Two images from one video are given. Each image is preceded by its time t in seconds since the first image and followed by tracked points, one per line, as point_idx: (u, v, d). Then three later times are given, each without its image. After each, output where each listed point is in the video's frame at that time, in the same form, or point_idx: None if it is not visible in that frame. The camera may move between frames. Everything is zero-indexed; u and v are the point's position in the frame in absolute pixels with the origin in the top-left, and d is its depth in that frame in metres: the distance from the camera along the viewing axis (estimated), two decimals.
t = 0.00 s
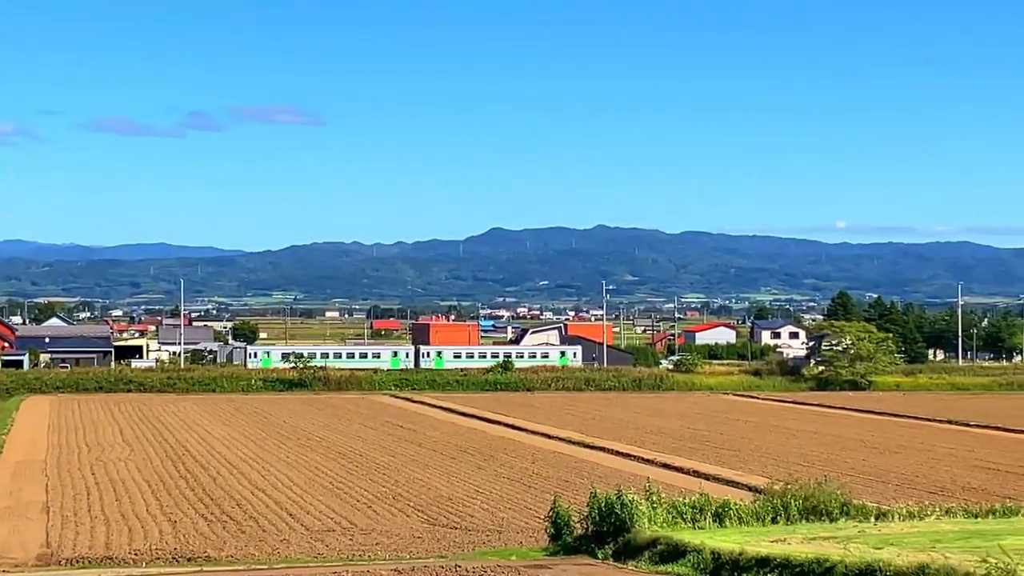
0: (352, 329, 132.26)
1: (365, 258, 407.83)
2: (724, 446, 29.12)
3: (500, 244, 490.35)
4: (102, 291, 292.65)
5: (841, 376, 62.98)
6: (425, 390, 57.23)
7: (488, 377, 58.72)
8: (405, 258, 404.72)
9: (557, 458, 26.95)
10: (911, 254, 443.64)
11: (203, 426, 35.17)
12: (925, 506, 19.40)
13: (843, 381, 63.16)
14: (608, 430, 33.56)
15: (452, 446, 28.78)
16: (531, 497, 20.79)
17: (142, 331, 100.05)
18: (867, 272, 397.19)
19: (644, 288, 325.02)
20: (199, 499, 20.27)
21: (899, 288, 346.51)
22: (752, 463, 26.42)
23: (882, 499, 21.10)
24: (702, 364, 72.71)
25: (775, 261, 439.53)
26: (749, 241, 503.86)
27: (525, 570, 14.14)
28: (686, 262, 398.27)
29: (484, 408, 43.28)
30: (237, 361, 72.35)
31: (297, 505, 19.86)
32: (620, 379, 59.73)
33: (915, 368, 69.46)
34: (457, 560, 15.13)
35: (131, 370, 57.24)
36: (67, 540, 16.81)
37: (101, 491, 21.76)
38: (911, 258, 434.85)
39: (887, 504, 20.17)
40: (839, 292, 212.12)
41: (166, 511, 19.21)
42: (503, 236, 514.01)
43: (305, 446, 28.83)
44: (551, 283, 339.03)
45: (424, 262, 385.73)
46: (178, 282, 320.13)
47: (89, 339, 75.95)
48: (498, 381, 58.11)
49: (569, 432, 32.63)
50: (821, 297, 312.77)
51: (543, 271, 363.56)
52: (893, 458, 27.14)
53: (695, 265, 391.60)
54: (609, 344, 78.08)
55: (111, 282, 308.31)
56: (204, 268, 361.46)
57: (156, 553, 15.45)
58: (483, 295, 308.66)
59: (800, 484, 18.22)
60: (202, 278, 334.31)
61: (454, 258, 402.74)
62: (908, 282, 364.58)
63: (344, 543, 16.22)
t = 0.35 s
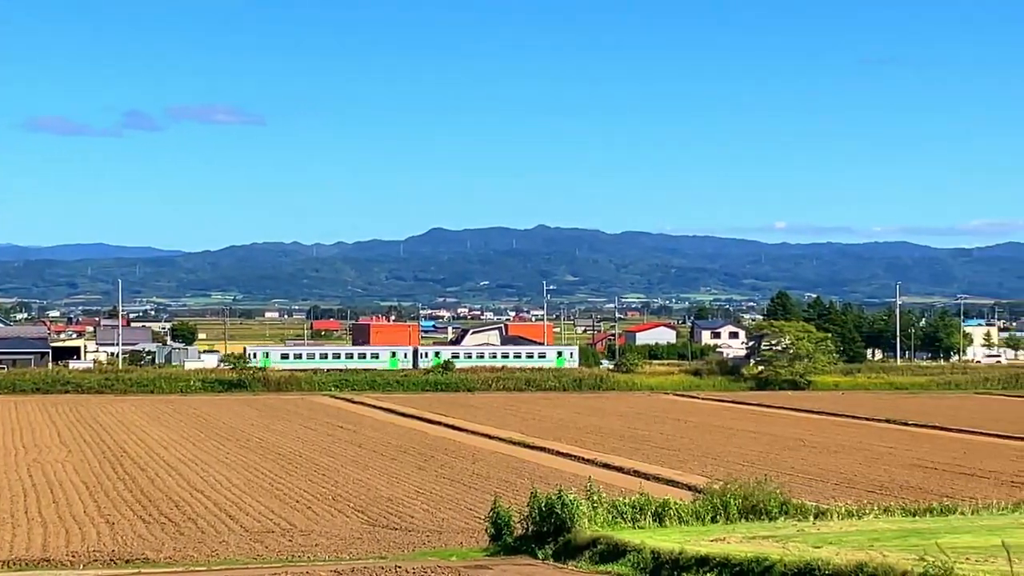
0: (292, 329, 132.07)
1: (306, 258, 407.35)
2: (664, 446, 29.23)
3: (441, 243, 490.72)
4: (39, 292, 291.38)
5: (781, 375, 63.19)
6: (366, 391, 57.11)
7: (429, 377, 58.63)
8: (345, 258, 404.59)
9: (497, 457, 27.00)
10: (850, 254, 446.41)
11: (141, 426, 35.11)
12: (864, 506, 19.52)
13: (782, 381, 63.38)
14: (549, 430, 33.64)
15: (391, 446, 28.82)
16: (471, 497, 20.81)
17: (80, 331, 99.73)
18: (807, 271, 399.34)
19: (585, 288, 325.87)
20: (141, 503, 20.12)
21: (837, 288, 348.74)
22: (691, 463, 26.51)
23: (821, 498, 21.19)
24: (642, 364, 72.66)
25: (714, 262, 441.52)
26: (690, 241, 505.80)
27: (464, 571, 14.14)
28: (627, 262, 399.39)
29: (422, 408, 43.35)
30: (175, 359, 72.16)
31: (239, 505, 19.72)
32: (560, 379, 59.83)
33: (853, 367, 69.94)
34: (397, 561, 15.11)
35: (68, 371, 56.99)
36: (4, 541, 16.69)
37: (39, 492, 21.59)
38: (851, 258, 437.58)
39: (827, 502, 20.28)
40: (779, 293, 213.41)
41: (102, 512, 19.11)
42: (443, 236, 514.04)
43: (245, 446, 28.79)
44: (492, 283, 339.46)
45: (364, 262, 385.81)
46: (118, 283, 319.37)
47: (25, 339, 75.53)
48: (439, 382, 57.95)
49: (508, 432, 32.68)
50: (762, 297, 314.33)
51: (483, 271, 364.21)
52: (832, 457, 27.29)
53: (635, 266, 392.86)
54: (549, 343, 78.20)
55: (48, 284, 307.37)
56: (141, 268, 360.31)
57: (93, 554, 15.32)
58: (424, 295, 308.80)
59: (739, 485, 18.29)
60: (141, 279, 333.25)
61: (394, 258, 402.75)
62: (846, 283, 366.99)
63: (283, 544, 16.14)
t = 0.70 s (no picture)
0: (229, 330, 131.71)
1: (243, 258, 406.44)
2: (600, 446, 29.31)
3: (380, 242, 490.51)
4: None
5: (719, 374, 63.31)
6: (303, 391, 56.95)
7: (366, 377, 58.57)
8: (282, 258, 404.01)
9: (433, 457, 27.00)
10: (786, 254, 448.79)
11: (77, 428, 34.93)
12: (801, 505, 19.62)
13: (720, 380, 63.48)
14: (486, 430, 33.67)
15: (327, 445, 28.83)
16: (408, 498, 20.78)
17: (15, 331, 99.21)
18: (743, 271, 401.41)
19: (522, 288, 326.33)
20: (75, 506, 19.95)
21: (773, 288, 350.85)
22: (629, 463, 26.55)
23: (758, 498, 21.27)
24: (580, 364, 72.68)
25: (652, 262, 443.12)
26: (627, 241, 507.27)
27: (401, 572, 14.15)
28: (564, 262, 399.88)
29: (358, 409, 43.59)
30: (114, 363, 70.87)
31: (176, 507, 19.58)
32: (499, 379, 59.88)
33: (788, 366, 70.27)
34: (333, 562, 15.05)
35: (2, 373, 56.61)
36: None
37: None
38: (788, 258, 440.10)
39: (764, 502, 20.35)
40: (716, 294, 214.44)
41: (39, 515, 18.94)
42: (381, 236, 513.51)
43: (179, 447, 28.66)
44: (429, 284, 339.46)
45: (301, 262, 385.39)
46: (54, 283, 318.05)
47: None
48: (376, 383, 57.89)
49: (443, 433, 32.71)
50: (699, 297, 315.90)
51: (420, 271, 364.41)
52: (768, 457, 27.40)
53: (572, 266, 393.87)
54: (487, 344, 78.33)
55: None
56: (75, 268, 358.65)
57: (28, 557, 15.20)
58: (361, 295, 308.64)
59: (678, 483, 18.35)
60: (76, 279, 331.85)
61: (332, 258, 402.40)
62: (782, 283, 369.25)
63: (220, 546, 16.07)
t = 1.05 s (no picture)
0: (167, 331, 131.20)
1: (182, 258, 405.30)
2: (540, 445, 29.32)
3: (320, 242, 489.83)
4: None
5: (658, 374, 63.45)
6: (242, 392, 56.65)
7: (305, 378, 58.34)
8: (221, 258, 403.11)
9: (372, 458, 26.95)
10: (725, 253, 450.53)
11: (15, 430, 34.74)
12: (740, 504, 19.67)
13: (659, 379, 63.65)
14: (425, 431, 33.65)
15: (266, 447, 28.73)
16: (347, 499, 20.72)
17: None
18: (683, 271, 402.88)
19: (462, 288, 326.40)
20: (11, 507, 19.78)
21: (711, 288, 352.38)
22: (568, 463, 26.56)
23: (697, 497, 21.33)
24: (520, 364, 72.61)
25: (593, 262, 444.11)
26: (567, 241, 508.18)
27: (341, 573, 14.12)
28: (504, 263, 400.26)
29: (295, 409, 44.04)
30: (46, 362, 71.05)
31: (114, 509, 19.45)
32: (438, 380, 59.78)
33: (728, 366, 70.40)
34: (272, 563, 14.96)
35: None
36: None
37: None
38: (728, 258, 442.01)
39: (703, 501, 20.41)
40: (654, 294, 215.36)
41: None
42: (321, 236, 512.72)
43: (117, 449, 28.53)
44: (368, 284, 339.23)
45: (240, 262, 384.70)
46: None
47: None
48: (316, 383, 57.71)
49: (382, 434, 32.70)
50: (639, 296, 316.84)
51: (360, 271, 364.29)
52: (708, 456, 27.45)
53: (512, 266, 394.46)
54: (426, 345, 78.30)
55: None
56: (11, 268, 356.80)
57: None
58: (300, 296, 308.21)
59: (618, 483, 18.38)
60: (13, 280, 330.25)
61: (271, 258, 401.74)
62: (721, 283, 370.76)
63: (158, 548, 16.00)
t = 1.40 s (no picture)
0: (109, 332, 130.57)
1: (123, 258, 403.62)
2: (483, 446, 29.31)
3: (263, 242, 488.73)
4: None
5: (601, 374, 63.58)
6: (183, 394, 56.34)
7: (247, 379, 58.07)
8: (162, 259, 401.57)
9: (314, 460, 26.85)
10: (668, 253, 451.91)
11: None
12: (684, 504, 19.71)
13: (602, 379, 63.76)
14: (367, 431, 33.58)
15: (208, 449, 28.59)
16: (289, 501, 20.64)
17: None
18: (626, 272, 404.05)
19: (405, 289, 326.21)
20: None
21: (654, 289, 353.52)
22: (511, 463, 26.54)
23: (640, 497, 21.32)
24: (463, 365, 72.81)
25: (536, 262, 444.74)
26: (511, 241, 508.58)
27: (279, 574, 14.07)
28: (447, 263, 400.01)
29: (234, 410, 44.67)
30: None
31: (52, 511, 19.28)
32: (381, 381, 59.66)
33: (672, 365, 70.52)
34: (215, 566, 14.86)
35: None
36: None
37: None
38: (671, 258, 443.49)
39: (647, 501, 20.43)
40: (597, 294, 215.96)
41: None
42: (264, 235, 511.32)
43: (57, 451, 28.36)
44: (310, 285, 338.53)
45: (183, 263, 383.46)
46: None
47: None
48: (257, 384, 57.48)
49: (325, 434, 32.64)
50: (583, 297, 317.56)
51: (302, 271, 363.68)
52: (652, 456, 27.50)
53: (456, 266, 394.72)
54: (368, 347, 78.15)
55: None
56: None
57: None
58: (241, 296, 307.50)
59: (562, 483, 18.39)
60: None
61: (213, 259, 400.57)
62: (663, 282, 372.04)
63: (99, 550, 15.90)
